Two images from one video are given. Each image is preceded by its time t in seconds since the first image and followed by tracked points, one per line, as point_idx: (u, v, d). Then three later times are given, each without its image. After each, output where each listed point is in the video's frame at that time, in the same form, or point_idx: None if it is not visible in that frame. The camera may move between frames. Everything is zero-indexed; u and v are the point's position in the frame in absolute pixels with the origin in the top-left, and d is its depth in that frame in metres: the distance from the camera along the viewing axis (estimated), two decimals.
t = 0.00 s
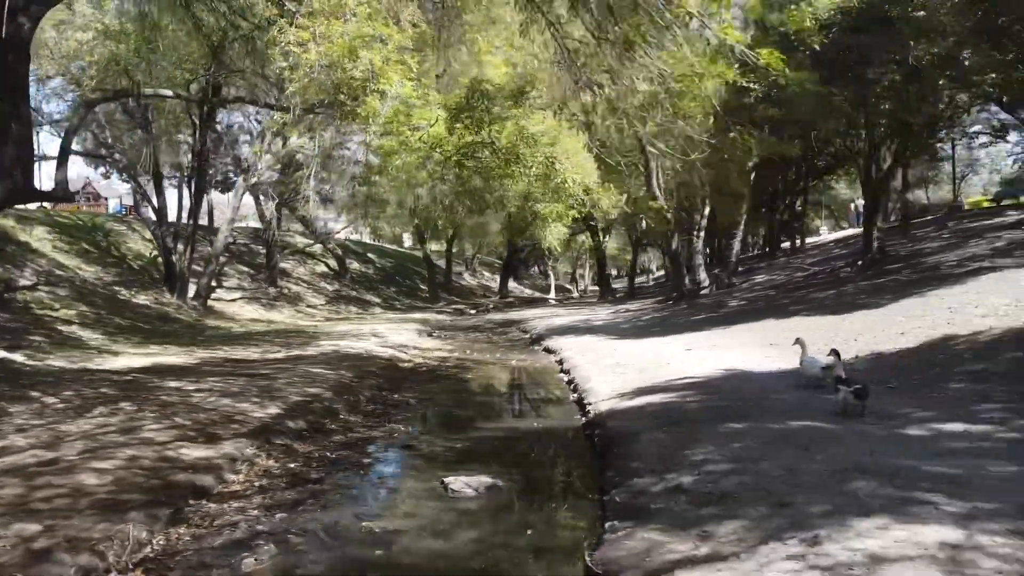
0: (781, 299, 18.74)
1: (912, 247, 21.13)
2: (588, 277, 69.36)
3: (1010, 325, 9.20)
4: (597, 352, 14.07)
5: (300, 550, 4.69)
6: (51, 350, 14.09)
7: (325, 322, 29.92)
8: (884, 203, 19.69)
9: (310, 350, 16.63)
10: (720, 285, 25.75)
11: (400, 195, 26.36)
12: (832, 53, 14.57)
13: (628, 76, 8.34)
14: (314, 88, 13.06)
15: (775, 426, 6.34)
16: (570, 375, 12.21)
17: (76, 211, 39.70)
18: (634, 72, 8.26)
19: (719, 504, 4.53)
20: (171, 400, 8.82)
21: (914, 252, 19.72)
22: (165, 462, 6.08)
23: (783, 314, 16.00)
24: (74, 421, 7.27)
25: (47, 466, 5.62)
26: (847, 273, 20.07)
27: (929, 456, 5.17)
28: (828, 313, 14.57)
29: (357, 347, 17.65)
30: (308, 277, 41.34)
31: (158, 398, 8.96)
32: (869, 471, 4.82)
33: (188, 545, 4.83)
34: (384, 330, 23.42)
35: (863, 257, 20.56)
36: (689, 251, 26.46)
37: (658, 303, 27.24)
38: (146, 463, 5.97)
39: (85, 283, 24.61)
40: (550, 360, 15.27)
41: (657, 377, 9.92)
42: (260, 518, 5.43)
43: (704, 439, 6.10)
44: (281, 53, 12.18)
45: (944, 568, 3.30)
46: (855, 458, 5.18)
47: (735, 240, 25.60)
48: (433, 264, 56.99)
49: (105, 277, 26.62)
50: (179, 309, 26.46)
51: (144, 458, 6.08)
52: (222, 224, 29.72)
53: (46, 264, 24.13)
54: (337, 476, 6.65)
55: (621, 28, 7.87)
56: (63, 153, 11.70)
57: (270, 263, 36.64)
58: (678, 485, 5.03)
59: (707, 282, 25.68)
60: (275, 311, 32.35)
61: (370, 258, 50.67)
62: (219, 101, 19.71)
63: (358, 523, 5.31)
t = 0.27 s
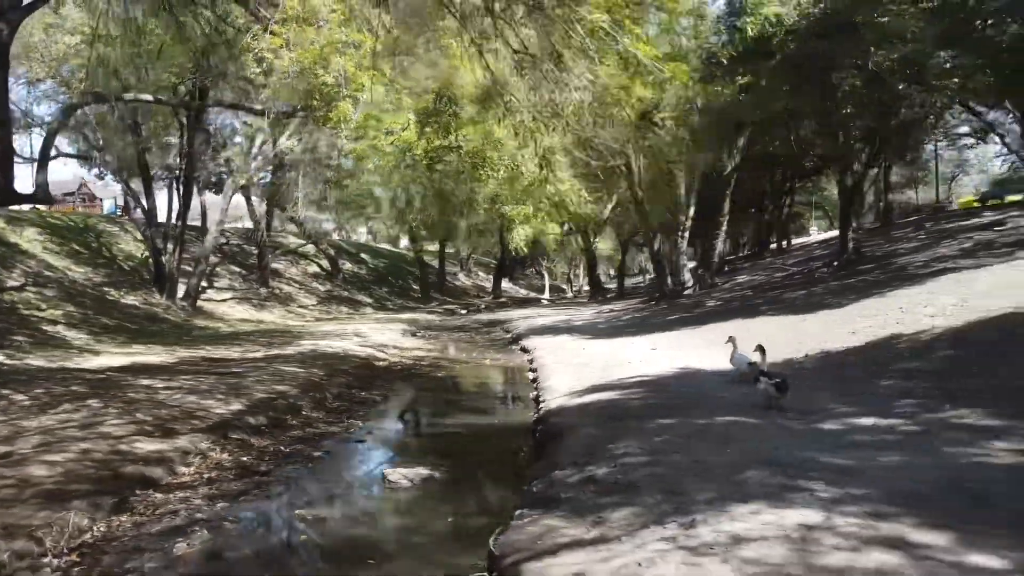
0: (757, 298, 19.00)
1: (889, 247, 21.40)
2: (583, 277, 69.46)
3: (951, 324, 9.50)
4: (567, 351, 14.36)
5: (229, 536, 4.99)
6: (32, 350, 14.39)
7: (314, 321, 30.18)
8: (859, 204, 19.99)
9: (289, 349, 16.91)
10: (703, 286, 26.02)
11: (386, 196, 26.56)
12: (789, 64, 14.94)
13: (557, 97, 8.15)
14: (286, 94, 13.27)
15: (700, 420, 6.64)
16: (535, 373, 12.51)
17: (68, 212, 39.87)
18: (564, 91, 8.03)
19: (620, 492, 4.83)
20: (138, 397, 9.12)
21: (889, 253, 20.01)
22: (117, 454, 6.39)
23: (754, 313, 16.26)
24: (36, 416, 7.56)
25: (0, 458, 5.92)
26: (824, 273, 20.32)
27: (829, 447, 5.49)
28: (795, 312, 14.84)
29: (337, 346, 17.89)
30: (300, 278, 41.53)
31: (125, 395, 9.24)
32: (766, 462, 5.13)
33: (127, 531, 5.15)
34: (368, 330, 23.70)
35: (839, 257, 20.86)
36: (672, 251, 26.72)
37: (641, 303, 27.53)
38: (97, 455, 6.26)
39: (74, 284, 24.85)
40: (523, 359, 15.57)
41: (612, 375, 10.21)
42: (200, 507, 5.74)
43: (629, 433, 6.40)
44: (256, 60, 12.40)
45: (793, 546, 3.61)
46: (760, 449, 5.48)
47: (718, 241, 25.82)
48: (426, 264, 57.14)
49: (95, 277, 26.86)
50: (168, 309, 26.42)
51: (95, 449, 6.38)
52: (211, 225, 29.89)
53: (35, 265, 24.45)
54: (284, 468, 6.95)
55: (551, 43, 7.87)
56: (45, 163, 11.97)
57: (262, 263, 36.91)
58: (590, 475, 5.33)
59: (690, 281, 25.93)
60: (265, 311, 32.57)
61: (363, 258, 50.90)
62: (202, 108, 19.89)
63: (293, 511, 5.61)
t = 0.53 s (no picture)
0: (733, 296, 19.31)
1: (866, 246, 21.71)
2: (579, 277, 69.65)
3: (897, 319, 9.81)
4: (540, 348, 14.67)
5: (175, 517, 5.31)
6: (17, 348, 14.70)
7: (304, 320, 30.43)
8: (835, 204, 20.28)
9: (272, 347, 17.21)
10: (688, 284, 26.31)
11: (373, 195, 26.82)
12: (757, 68, 15.44)
13: (495, 104, 7.90)
14: (262, 96, 13.49)
15: (637, 410, 6.94)
16: (505, 369, 12.83)
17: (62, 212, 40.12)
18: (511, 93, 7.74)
19: (540, 473, 5.14)
20: (111, 391, 9.45)
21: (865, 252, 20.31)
22: (80, 442, 6.72)
23: (726, 310, 16.56)
24: (9, 408, 7.89)
25: None
26: (801, 272, 20.62)
27: (746, 434, 5.81)
28: (765, 309, 15.13)
29: (319, 343, 18.17)
30: (293, 277, 41.74)
31: (98, 389, 9.54)
32: (681, 446, 5.44)
33: (80, 511, 5.49)
34: (355, 328, 23.96)
35: (816, 256, 21.16)
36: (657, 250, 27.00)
37: (627, 301, 27.83)
38: (61, 442, 6.60)
39: (64, 283, 25.13)
40: (500, 356, 15.88)
41: (573, 370, 10.53)
42: (155, 490, 6.08)
43: (567, 421, 6.71)
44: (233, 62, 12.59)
45: (675, 518, 3.92)
46: (681, 435, 5.80)
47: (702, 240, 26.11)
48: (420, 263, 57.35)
49: (85, 277, 27.14)
50: (158, 308, 26.33)
51: (59, 438, 6.72)
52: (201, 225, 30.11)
53: (26, 266, 24.74)
54: (242, 457, 7.26)
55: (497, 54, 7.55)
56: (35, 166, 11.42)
57: (255, 262, 37.05)
58: (519, 459, 5.64)
59: (674, 280, 26.23)
60: (256, 309, 32.82)
61: (357, 258, 51.13)
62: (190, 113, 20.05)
63: (242, 496, 5.93)
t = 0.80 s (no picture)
0: (715, 292, 19.52)
1: (848, 244, 21.98)
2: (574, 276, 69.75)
3: (860, 312, 10.08)
4: (521, 344, 14.91)
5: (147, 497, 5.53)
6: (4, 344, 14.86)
7: (296, 318, 30.56)
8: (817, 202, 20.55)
9: (259, 343, 17.37)
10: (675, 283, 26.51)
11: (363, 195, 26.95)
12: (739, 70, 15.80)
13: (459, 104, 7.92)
14: (243, 95, 13.62)
15: (596, 398, 7.17)
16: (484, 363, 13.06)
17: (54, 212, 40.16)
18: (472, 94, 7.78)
19: (490, 456, 5.37)
20: (93, 384, 9.65)
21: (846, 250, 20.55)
22: (57, 430, 6.94)
23: (706, 306, 16.80)
24: None
25: None
26: (783, 268, 20.88)
27: (693, 419, 6.04)
28: (743, 304, 15.37)
29: (306, 340, 18.34)
30: (286, 276, 41.80)
31: (80, 382, 9.74)
32: (628, 430, 5.66)
33: (52, 494, 5.72)
34: (345, 326, 24.11)
35: (799, 253, 21.41)
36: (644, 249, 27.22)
37: (615, 299, 28.03)
38: (37, 430, 6.83)
39: (55, 282, 25.24)
40: (482, 352, 16.09)
41: (547, 363, 10.76)
42: (126, 475, 6.31)
43: (527, 409, 6.93)
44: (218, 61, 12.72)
45: (604, 492, 4.14)
46: (631, 420, 6.03)
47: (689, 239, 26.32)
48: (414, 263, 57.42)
49: (77, 275, 27.24)
50: (149, 306, 26.32)
51: (36, 426, 6.94)
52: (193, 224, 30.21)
53: (16, 264, 24.87)
54: (214, 446, 7.47)
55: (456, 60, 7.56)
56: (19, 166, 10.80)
57: (247, 261, 36.89)
58: (474, 444, 5.86)
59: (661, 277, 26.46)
60: (248, 307, 32.90)
61: (351, 258, 51.22)
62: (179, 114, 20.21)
63: (212, 480, 6.17)
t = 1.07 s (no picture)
0: (705, 289, 19.67)
1: (837, 241, 22.16)
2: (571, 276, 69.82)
3: (840, 306, 10.25)
4: (509, 339, 15.07)
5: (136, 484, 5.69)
6: None
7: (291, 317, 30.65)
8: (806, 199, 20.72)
9: (251, 340, 17.48)
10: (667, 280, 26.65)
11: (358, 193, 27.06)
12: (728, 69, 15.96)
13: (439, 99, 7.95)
14: (233, 94, 13.71)
15: (574, 387, 7.33)
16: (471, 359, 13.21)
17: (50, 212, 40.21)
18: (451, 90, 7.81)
19: (463, 441, 5.52)
20: (83, 377, 9.80)
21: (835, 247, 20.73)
22: (45, 420, 7.10)
23: (695, 302, 16.96)
24: None
25: None
26: (773, 265, 21.04)
27: (664, 406, 6.20)
28: (730, 300, 15.52)
29: (299, 337, 18.47)
30: (282, 275, 41.84)
31: (72, 375, 9.89)
32: (599, 416, 5.83)
33: (39, 479, 5.89)
34: (338, 324, 24.21)
35: (788, 250, 21.58)
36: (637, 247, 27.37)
37: (608, 296, 28.18)
38: (26, 420, 6.98)
39: (50, 280, 25.35)
40: (472, 348, 16.23)
41: (531, 357, 10.92)
42: (112, 462, 6.48)
43: (505, 399, 7.10)
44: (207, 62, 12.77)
45: (567, 471, 4.29)
46: (603, 407, 6.19)
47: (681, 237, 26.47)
48: (410, 262, 57.52)
49: (73, 274, 27.34)
50: (144, 305, 26.31)
51: (26, 415, 7.10)
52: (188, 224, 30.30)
53: (11, 263, 24.95)
54: (201, 437, 7.62)
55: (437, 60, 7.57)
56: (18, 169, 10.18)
57: (244, 260, 36.44)
58: (450, 430, 6.02)
59: (653, 275, 26.62)
60: (244, 306, 32.99)
61: (347, 257, 51.28)
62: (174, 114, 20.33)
63: (195, 468, 6.34)
